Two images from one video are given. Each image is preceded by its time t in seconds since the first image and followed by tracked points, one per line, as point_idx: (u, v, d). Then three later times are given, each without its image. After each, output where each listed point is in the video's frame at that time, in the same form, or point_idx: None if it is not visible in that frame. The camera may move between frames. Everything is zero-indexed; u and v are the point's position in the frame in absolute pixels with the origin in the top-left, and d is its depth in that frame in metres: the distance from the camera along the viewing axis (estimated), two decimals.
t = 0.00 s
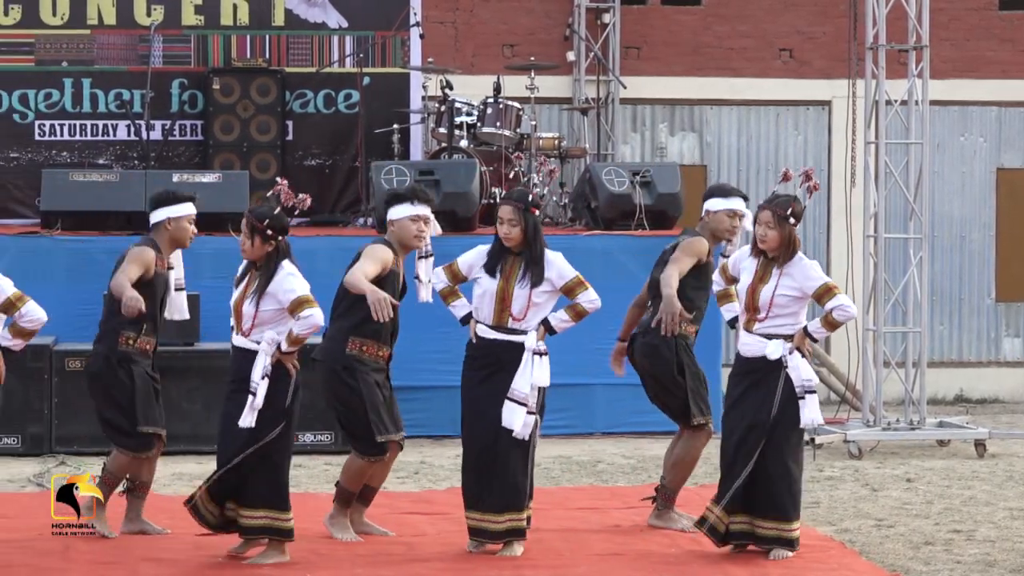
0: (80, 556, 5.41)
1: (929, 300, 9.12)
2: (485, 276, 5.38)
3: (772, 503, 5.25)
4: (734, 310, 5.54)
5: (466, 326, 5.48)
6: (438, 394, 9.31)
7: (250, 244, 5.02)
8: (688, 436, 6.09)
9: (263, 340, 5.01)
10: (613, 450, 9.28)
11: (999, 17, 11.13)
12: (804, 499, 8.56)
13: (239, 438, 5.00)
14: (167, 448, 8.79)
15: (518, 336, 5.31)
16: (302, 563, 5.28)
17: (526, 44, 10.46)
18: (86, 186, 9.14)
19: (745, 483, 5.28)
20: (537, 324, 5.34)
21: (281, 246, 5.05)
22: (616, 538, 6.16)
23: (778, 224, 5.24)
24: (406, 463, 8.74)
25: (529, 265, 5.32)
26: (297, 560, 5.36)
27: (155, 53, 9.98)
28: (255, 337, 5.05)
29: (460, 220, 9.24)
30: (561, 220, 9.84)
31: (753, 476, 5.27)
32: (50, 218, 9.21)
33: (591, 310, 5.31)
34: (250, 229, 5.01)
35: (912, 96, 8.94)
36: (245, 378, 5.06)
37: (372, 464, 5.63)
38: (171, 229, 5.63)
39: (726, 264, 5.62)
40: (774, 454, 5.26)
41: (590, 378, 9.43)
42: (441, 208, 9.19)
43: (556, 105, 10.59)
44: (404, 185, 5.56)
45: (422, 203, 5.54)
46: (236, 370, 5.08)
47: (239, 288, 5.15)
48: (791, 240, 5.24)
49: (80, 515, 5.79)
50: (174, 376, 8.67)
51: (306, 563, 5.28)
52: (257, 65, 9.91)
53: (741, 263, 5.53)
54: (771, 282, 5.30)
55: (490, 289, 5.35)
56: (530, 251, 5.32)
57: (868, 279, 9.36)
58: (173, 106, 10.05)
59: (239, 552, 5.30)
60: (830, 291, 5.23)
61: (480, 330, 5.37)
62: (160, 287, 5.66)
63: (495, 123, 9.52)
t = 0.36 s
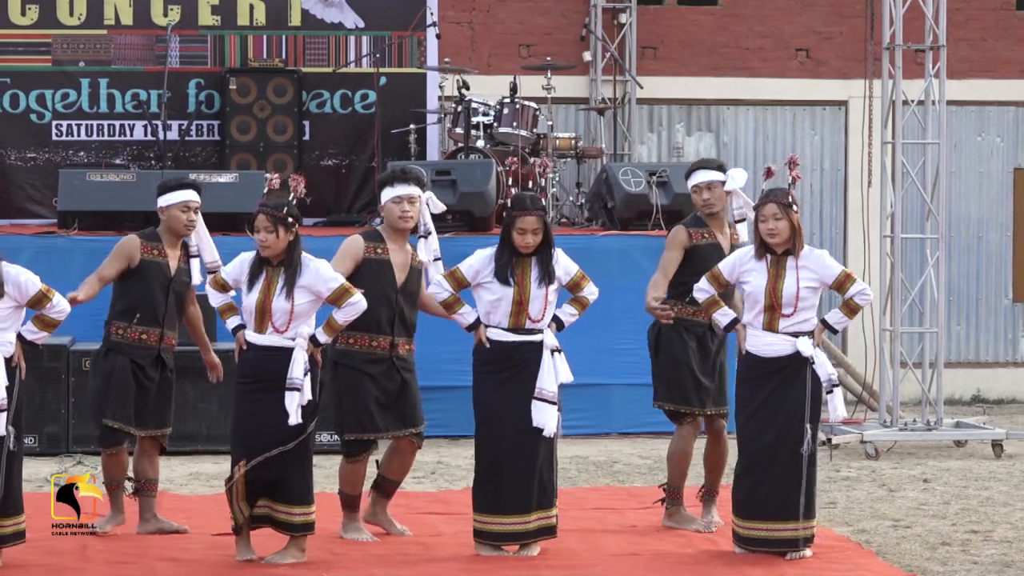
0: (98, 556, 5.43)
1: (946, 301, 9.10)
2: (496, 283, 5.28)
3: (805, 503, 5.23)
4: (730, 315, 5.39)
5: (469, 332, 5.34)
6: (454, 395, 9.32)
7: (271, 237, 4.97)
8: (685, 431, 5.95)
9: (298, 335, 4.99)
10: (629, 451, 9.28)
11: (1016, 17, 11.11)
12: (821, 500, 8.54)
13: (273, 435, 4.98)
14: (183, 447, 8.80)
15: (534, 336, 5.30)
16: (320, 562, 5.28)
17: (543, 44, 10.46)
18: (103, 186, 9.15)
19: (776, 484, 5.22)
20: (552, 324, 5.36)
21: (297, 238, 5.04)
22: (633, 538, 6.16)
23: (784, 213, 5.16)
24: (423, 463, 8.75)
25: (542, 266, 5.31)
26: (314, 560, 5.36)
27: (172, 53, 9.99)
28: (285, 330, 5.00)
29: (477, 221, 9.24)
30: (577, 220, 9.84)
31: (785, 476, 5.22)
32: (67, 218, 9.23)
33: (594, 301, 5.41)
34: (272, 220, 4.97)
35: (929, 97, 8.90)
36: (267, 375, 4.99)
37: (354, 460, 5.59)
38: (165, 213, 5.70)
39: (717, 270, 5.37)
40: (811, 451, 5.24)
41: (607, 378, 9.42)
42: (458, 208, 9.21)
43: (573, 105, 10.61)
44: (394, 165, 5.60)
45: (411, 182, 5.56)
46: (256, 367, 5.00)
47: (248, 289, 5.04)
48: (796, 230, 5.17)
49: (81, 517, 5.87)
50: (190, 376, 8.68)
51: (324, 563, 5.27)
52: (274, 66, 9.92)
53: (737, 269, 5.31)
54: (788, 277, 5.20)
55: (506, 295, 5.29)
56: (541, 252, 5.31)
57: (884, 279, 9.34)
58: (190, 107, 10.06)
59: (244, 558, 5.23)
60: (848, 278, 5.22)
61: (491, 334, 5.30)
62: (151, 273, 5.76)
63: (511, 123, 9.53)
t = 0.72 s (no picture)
0: (114, 555, 5.44)
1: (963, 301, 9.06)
2: (507, 288, 5.25)
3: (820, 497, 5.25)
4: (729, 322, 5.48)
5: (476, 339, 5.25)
6: (470, 395, 9.34)
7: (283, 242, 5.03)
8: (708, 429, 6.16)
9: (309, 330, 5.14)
10: (646, 451, 9.27)
11: None
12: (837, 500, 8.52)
13: (293, 428, 5.05)
14: (200, 448, 8.81)
15: (537, 333, 5.32)
16: (335, 562, 5.29)
17: (559, 44, 10.47)
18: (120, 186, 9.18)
19: (786, 482, 5.24)
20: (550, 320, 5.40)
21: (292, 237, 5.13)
22: (649, 539, 6.16)
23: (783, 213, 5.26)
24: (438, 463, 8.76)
25: (540, 265, 5.35)
26: (329, 560, 5.37)
27: (189, 53, 10.00)
28: (303, 326, 5.12)
29: (493, 221, 9.26)
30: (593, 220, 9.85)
31: (794, 474, 5.24)
32: (84, 218, 9.24)
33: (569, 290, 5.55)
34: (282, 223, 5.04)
35: (946, 96, 8.86)
36: (285, 372, 5.05)
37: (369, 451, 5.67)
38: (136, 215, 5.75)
39: (713, 278, 5.31)
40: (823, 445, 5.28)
41: (621, 378, 9.42)
42: (474, 208, 9.24)
43: (589, 105, 10.61)
44: (394, 164, 5.70)
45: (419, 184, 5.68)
46: (277, 365, 5.04)
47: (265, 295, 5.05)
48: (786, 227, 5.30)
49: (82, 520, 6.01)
50: (205, 378, 8.70)
51: (341, 563, 5.29)
52: (290, 66, 9.91)
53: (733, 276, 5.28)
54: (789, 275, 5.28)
55: (518, 298, 5.26)
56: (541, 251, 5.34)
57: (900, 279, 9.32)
58: (206, 107, 10.08)
59: (261, 560, 5.21)
60: (829, 273, 5.41)
61: (502, 339, 5.27)
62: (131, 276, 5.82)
63: (528, 123, 9.56)
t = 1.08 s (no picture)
0: (129, 555, 5.45)
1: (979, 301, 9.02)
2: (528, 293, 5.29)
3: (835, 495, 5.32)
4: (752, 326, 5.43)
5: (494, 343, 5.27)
6: (485, 395, 9.37)
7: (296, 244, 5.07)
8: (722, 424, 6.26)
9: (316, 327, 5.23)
10: (660, 451, 9.25)
11: None
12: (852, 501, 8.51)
13: (312, 426, 5.11)
14: (216, 447, 8.80)
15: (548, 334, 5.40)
16: (351, 563, 5.30)
17: (574, 44, 10.48)
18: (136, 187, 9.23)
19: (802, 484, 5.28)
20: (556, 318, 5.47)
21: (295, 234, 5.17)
22: (664, 539, 6.16)
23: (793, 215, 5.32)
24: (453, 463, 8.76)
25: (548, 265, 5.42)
26: (344, 560, 5.38)
27: (204, 54, 10.01)
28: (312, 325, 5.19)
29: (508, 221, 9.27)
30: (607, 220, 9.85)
31: (810, 474, 5.29)
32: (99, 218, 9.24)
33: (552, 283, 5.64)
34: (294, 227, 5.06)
35: (962, 96, 8.82)
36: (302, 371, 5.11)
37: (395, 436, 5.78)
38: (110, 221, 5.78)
39: (745, 284, 5.22)
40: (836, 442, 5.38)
41: (634, 378, 9.40)
42: (489, 208, 9.26)
43: (603, 104, 10.61)
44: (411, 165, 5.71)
45: (425, 188, 5.62)
46: (298, 369, 5.09)
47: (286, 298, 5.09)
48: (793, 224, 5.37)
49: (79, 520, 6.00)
50: (219, 377, 8.69)
51: (356, 563, 5.31)
52: (305, 66, 9.91)
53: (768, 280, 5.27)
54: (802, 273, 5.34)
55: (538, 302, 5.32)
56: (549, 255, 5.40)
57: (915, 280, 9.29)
58: (221, 107, 10.09)
59: (274, 559, 5.20)
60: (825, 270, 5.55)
61: (522, 341, 5.31)
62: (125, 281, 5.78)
63: (542, 123, 9.57)
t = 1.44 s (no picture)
0: (146, 555, 5.45)
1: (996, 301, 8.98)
2: (549, 311, 5.32)
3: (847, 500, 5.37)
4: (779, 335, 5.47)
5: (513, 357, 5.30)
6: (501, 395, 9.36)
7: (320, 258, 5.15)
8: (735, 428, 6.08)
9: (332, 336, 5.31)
10: (677, 451, 9.25)
11: None
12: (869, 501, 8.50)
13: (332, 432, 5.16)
14: (234, 447, 8.81)
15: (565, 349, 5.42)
16: (368, 562, 5.32)
17: (591, 44, 10.48)
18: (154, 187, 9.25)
19: (819, 485, 5.30)
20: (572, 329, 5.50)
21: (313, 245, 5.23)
22: (682, 539, 6.16)
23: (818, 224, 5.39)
24: (470, 462, 8.75)
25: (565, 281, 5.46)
26: (362, 560, 5.39)
27: (221, 54, 10.02)
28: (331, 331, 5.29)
29: (526, 221, 9.26)
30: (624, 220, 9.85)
31: (829, 476, 5.32)
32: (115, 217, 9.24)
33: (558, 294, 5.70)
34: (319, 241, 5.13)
35: (980, 96, 8.78)
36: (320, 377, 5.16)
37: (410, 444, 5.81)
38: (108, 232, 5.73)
39: (785, 293, 5.26)
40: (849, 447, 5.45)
41: (651, 379, 9.39)
42: (507, 208, 9.24)
43: (621, 105, 10.62)
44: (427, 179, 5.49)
45: (427, 203, 5.39)
46: (320, 374, 5.17)
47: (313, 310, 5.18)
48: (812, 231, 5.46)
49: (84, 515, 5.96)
50: (237, 377, 8.69)
51: (374, 563, 5.32)
52: (322, 66, 9.91)
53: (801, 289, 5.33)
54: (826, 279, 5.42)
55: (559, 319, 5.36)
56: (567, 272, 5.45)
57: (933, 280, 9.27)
58: (238, 107, 10.10)
59: (296, 559, 5.23)
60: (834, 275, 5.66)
61: (541, 357, 5.33)
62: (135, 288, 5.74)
63: (559, 123, 9.57)
